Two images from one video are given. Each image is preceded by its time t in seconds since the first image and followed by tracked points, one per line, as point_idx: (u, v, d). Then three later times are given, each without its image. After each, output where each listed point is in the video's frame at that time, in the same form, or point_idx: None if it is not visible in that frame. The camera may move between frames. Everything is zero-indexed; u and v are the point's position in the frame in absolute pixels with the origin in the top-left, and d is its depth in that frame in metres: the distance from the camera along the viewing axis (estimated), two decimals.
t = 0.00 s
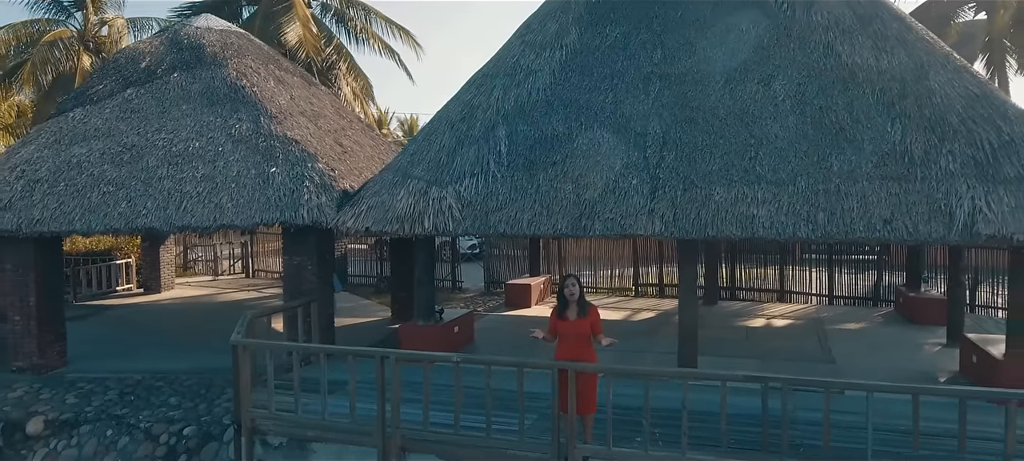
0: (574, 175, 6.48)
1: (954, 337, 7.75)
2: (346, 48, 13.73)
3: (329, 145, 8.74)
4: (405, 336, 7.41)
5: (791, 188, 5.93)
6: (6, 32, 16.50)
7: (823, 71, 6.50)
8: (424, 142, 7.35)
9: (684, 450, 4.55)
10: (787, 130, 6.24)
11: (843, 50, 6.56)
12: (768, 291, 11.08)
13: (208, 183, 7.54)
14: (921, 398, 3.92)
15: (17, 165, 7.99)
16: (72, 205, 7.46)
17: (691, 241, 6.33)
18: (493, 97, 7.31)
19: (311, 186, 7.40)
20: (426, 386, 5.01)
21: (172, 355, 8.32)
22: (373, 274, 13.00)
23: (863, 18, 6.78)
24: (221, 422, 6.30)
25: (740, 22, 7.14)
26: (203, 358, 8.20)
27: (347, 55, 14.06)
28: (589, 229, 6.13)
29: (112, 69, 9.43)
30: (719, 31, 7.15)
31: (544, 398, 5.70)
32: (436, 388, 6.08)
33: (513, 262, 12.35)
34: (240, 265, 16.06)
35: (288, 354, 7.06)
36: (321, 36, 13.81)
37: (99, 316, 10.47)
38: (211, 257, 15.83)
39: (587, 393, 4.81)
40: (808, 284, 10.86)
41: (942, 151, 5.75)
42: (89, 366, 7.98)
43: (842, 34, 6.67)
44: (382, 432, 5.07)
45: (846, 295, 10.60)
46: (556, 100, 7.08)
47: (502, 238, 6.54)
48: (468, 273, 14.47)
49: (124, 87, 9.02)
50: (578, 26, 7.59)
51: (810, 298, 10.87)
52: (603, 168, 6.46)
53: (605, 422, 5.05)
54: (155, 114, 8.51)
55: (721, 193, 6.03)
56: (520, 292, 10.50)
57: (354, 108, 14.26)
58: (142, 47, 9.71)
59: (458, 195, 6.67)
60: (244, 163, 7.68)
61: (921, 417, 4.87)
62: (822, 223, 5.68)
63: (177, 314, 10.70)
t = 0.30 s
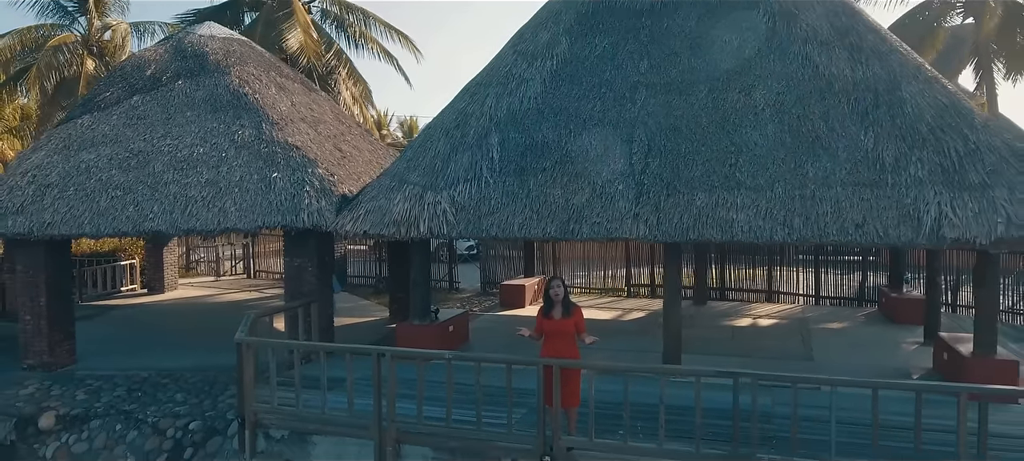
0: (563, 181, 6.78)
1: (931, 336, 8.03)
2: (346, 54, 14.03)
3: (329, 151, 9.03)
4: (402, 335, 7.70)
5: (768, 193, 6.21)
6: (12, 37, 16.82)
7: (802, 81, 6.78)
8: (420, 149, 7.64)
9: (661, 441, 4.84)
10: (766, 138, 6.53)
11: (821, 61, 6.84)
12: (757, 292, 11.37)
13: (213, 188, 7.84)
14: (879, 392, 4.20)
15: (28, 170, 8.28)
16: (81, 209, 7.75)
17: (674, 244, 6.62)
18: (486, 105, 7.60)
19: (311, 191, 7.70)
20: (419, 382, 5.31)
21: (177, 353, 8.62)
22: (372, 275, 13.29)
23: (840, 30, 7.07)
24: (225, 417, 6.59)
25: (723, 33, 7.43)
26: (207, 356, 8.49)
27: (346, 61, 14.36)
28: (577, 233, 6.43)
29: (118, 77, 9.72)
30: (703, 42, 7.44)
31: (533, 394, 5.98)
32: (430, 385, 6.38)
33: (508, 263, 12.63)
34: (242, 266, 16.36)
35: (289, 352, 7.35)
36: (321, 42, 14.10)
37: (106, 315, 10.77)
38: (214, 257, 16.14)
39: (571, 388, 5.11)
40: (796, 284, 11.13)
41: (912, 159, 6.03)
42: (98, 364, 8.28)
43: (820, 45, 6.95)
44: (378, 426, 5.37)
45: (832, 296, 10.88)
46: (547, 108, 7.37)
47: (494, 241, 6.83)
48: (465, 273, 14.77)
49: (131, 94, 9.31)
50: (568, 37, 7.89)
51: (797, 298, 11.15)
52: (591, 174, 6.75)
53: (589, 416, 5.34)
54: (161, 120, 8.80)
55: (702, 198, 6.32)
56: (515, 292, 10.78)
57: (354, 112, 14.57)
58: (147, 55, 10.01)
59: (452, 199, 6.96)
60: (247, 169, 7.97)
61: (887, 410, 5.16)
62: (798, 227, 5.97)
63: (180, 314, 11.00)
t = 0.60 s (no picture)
0: (552, 186, 7.10)
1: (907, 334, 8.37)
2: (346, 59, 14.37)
3: (328, 156, 9.37)
4: (398, 333, 8.03)
5: (746, 198, 6.53)
6: (18, 42, 17.14)
7: (779, 92, 7.12)
8: (415, 155, 7.97)
9: (639, 433, 5.17)
10: (744, 146, 6.86)
11: (797, 72, 7.17)
12: (744, 292, 11.69)
13: (217, 192, 8.18)
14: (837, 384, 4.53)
15: (39, 175, 8.61)
16: (91, 213, 8.09)
17: (657, 247, 6.95)
18: (479, 113, 7.94)
19: (311, 195, 8.04)
20: (413, 377, 5.64)
21: (183, 351, 8.95)
22: (370, 275, 13.61)
23: (817, 42, 7.40)
24: (229, 411, 6.92)
25: (706, 44, 7.77)
26: (212, 354, 8.82)
27: (346, 65, 14.69)
28: (564, 236, 6.75)
29: (125, 84, 10.06)
30: (686, 53, 7.77)
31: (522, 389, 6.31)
32: (424, 381, 6.70)
33: (504, 264, 12.97)
34: (243, 267, 16.70)
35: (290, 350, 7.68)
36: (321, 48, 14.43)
37: (112, 315, 11.10)
38: (216, 258, 16.48)
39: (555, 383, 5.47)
40: (782, 285, 11.45)
41: (881, 166, 6.36)
42: (106, 362, 8.61)
43: (797, 57, 7.29)
44: (375, 419, 5.71)
45: (818, 296, 11.20)
46: (537, 116, 7.71)
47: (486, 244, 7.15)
48: (461, 274, 15.10)
49: (137, 101, 9.64)
50: (558, 48, 8.22)
51: (784, 298, 11.47)
52: (579, 180, 7.08)
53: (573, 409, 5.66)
54: (166, 127, 9.13)
55: (683, 203, 6.65)
56: (509, 292, 11.12)
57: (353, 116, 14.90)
58: (153, 63, 10.35)
59: (446, 204, 7.29)
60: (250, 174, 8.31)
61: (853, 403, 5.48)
62: (773, 230, 6.29)
63: (184, 314, 11.33)
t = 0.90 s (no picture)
0: (540, 191, 7.48)
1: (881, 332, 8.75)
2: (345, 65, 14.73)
3: (328, 161, 9.74)
4: (394, 331, 8.40)
5: (722, 203, 6.90)
6: (25, 47, 17.51)
7: (756, 101, 7.49)
8: (411, 160, 8.34)
9: (617, 422, 5.55)
10: (722, 153, 7.23)
11: (773, 83, 7.54)
12: (731, 292, 12.06)
13: (221, 196, 8.56)
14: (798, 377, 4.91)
15: (51, 179, 8.98)
16: (101, 215, 8.46)
17: (640, 249, 7.32)
18: (471, 121, 8.31)
19: (311, 199, 8.42)
20: (407, 372, 6.02)
21: (188, 348, 9.32)
22: (368, 275, 13.97)
23: (792, 54, 7.77)
24: (234, 405, 7.30)
25: (688, 55, 8.14)
26: (216, 351, 9.20)
27: (345, 71, 15.06)
28: (551, 238, 7.12)
29: (132, 91, 10.44)
30: (669, 63, 8.14)
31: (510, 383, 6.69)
32: (418, 375, 7.08)
33: (498, 265, 13.35)
34: (245, 267, 17.07)
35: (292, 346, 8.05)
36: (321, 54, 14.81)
37: (119, 314, 11.48)
38: (218, 259, 16.86)
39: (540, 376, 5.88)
40: (767, 285, 11.82)
41: (850, 173, 6.74)
42: (115, 358, 8.99)
43: (774, 68, 7.66)
44: (372, 410, 6.09)
45: (802, 295, 11.54)
46: (526, 124, 8.08)
47: (477, 246, 7.52)
48: (457, 274, 15.46)
49: (144, 108, 10.02)
50: (547, 58, 8.59)
51: (769, 298, 11.83)
52: (565, 185, 7.45)
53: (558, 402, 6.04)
54: (172, 133, 9.51)
55: (664, 207, 7.02)
56: (504, 292, 11.47)
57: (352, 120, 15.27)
58: (158, 71, 10.73)
59: (440, 208, 7.66)
60: (253, 179, 8.69)
61: (818, 396, 5.87)
62: (747, 233, 6.65)
63: (188, 312, 11.70)
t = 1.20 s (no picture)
0: (529, 196, 7.87)
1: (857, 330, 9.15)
2: (344, 71, 15.13)
3: (328, 166, 10.14)
4: (391, 329, 8.81)
5: (701, 207, 7.29)
6: (32, 52, 17.90)
7: (734, 110, 7.89)
8: (407, 166, 8.74)
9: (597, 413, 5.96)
10: (701, 160, 7.62)
11: (751, 93, 7.94)
12: (717, 292, 12.44)
13: (226, 200, 8.97)
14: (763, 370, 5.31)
15: (63, 184, 9.38)
16: (112, 219, 8.86)
17: (623, 251, 7.71)
18: (465, 128, 8.72)
19: (312, 203, 8.82)
20: (402, 367, 6.42)
21: (193, 346, 9.73)
22: (367, 276, 14.36)
23: (770, 65, 8.17)
24: (239, 399, 7.70)
25: (671, 66, 8.53)
26: (221, 348, 9.60)
27: (345, 77, 15.48)
28: (539, 241, 7.53)
29: (140, 99, 10.84)
30: (653, 73, 8.54)
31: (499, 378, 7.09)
32: (413, 371, 7.48)
33: (493, 265, 13.76)
34: (247, 267, 17.48)
35: (294, 344, 8.46)
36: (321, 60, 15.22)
37: (126, 313, 11.88)
38: (221, 259, 17.26)
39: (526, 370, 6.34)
40: (753, 285, 12.20)
41: (821, 179, 7.13)
42: (124, 355, 9.39)
43: (752, 79, 8.06)
44: (369, 402, 6.49)
45: (786, 295, 11.89)
46: (517, 132, 8.47)
47: (470, 248, 7.92)
48: (454, 275, 15.82)
49: (152, 115, 10.43)
50: (537, 68, 8.99)
51: (754, 298, 12.22)
52: (554, 191, 7.85)
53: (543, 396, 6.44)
54: (178, 139, 9.90)
55: (646, 212, 7.42)
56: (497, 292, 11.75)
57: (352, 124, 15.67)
58: (165, 79, 11.12)
59: (434, 212, 8.06)
60: (256, 184, 9.09)
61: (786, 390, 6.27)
62: (724, 237, 7.04)
63: (193, 311, 12.11)
